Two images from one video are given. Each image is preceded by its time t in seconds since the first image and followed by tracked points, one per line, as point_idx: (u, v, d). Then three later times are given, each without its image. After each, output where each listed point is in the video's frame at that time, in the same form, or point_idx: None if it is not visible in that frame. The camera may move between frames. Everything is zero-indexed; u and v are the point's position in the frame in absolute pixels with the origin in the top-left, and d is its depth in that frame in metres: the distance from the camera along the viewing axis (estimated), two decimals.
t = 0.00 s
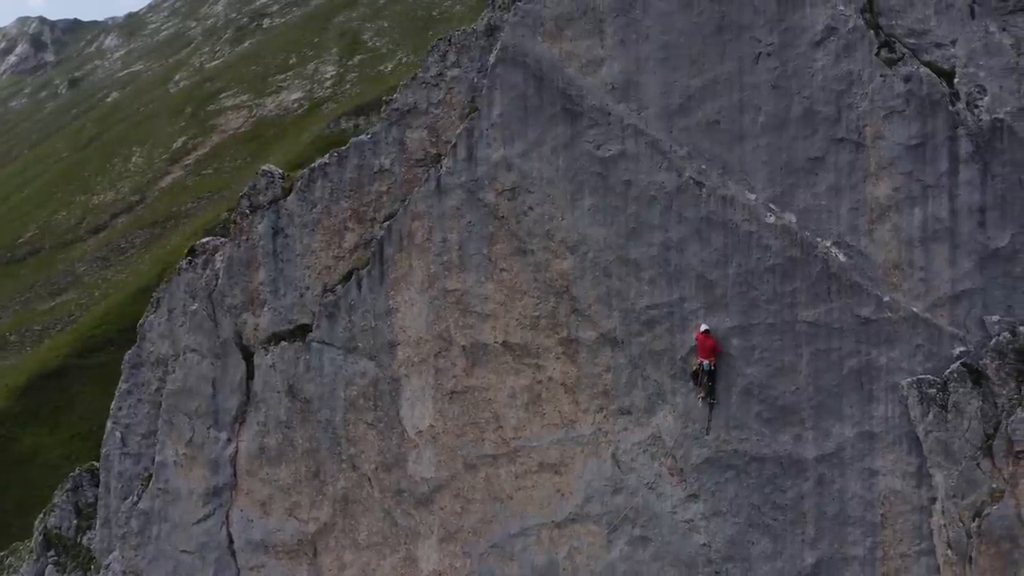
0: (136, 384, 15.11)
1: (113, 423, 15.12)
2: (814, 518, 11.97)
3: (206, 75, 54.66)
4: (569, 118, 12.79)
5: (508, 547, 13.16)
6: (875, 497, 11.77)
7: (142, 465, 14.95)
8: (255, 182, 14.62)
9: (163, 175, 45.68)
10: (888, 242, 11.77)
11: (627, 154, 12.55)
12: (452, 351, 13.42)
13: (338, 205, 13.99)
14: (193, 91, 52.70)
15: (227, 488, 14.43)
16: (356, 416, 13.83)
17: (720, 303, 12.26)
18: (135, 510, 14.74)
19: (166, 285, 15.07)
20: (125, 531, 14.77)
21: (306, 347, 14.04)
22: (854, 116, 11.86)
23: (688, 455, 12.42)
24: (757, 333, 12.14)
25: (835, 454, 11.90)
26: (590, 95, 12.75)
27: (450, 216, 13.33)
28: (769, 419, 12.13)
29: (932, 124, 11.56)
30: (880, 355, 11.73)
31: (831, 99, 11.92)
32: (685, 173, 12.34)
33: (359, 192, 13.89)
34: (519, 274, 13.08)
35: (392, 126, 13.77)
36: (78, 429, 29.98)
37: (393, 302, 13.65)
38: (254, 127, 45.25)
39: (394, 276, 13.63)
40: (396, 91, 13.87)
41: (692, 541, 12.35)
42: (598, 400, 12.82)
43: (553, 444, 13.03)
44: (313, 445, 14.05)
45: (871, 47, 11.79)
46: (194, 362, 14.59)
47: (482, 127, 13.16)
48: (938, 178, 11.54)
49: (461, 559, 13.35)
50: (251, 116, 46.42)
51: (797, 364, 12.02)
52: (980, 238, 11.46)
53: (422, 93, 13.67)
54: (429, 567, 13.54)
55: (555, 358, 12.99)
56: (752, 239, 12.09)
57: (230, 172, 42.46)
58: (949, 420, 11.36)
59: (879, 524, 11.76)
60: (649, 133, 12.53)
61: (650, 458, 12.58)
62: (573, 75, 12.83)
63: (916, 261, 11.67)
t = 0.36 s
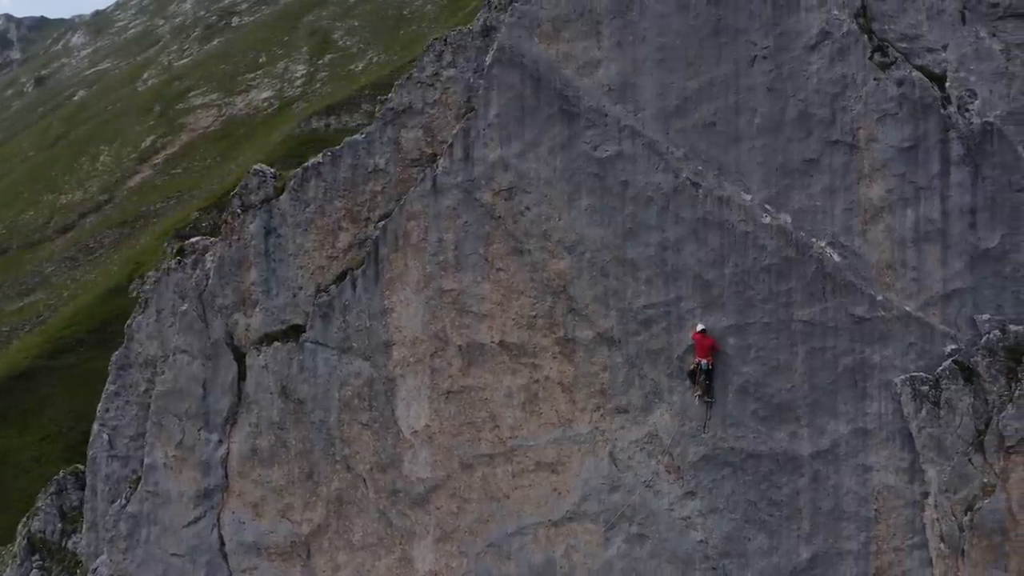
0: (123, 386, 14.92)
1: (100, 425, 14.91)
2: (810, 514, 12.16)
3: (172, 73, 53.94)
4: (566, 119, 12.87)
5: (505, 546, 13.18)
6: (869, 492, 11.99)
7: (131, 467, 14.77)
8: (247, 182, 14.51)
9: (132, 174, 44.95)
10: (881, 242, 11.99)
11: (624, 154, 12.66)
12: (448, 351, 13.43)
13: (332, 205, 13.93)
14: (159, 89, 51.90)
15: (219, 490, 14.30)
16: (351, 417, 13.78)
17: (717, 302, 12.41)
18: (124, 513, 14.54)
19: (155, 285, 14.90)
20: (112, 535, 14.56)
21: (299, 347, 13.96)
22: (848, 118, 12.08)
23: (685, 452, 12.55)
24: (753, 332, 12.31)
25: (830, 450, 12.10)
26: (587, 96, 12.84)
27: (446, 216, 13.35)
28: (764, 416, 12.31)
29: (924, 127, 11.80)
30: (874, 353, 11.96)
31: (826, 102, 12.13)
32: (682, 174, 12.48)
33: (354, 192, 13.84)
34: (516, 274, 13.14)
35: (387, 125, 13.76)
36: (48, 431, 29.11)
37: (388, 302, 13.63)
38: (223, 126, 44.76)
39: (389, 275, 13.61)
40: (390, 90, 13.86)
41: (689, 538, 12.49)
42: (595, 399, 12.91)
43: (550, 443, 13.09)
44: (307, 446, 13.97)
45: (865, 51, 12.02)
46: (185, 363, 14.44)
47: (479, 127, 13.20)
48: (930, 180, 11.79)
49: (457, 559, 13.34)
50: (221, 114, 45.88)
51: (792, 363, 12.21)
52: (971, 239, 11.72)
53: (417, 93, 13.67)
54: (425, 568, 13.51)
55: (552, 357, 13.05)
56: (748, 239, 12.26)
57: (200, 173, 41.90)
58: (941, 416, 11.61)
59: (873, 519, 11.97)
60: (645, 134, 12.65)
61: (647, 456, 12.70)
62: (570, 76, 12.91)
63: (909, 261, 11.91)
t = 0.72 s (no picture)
0: (109, 389, 14.71)
1: (84, 429, 14.69)
2: (802, 511, 12.35)
3: (137, 71, 53.16)
4: (561, 121, 12.94)
5: (499, 547, 13.19)
6: (860, 489, 12.20)
7: (116, 472, 14.56)
8: (237, 182, 14.45)
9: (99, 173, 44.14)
10: (872, 244, 12.22)
11: (618, 157, 12.76)
12: (442, 352, 13.43)
13: (324, 206, 13.86)
14: (124, 87, 50.98)
15: (208, 494, 14.15)
16: (343, 418, 13.72)
17: (711, 303, 12.56)
18: (109, 518, 14.33)
19: (141, 287, 14.70)
20: (98, 541, 14.34)
21: (290, 349, 13.87)
22: (839, 122, 12.30)
23: (680, 452, 12.68)
24: (746, 332, 12.47)
25: (822, 448, 12.30)
26: (582, 98, 12.92)
27: (440, 217, 13.34)
28: (758, 415, 12.48)
29: (914, 131, 12.06)
30: (865, 353, 12.18)
31: (818, 106, 12.34)
32: (676, 177, 12.60)
33: (346, 193, 13.79)
34: (510, 275, 13.17)
35: (380, 126, 13.73)
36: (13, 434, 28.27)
37: (381, 303, 13.59)
38: (190, 125, 44.20)
39: (382, 277, 13.57)
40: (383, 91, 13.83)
41: (684, 536, 12.62)
42: (590, 399, 12.99)
43: (545, 444, 13.14)
44: (298, 448, 13.88)
45: (856, 56, 12.25)
46: (172, 365, 14.27)
47: (473, 128, 13.22)
48: (919, 183, 12.05)
49: (451, 561, 13.31)
50: (187, 113, 45.31)
51: (784, 363, 12.39)
52: (959, 241, 11.98)
53: (410, 94, 13.66)
54: (418, 569, 13.46)
55: (547, 358, 13.11)
56: (742, 241, 12.42)
57: (167, 172, 41.31)
58: (931, 414, 11.86)
59: (864, 515, 12.18)
60: (639, 137, 12.76)
61: (642, 455, 12.81)
62: (565, 78, 12.98)
63: (899, 262, 12.15)
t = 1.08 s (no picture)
0: (93, 392, 14.48)
1: (68, 433, 14.44)
2: (794, 508, 12.55)
3: (101, 69, 52.33)
4: (555, 123, 13.01)
5: (493, 548, 13.20)
6: (850, 486, 12.41)
7: (101, 476, 14.35)
8: (225, 182, 14.20)
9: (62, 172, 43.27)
10: (861, 245, 12.46)
11: (612, 159, 12.86)
12: (435, 354, 13.42)
13: (315, 207, 13.78)
14: (86, 85, 50.10)
15: (196, 497, 14.00)
16: (335, 421, 13.65)
17: (704, 304, 12.71)
18: (95, 523, 14.13)
19: (126, 288, 14.49)
20: (82, 546, 14.13)
21: (280, 351, 13.76)
22: (829, 126, 12.53)
23: (673, 451, 12.82)
24: (739, 332, 12.64)
25: (814, 446, 12.50)
26: (575, 100, 13.00)
27: (434, 219, 13.33)
28: (750, 415, 12.66)
29: (902, 135, 12.32)
30: (855, 352, 12.40)
31: (808, 110, 12.56)
32: (669, 179, 12.73)
33: (338, 194, 13.72)
34: (503, 276, 13.20)
35: (372, 127, 13.69)
36: None
37: (373, 305, 13.54)
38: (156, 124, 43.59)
39: (374, 278, 13.52)
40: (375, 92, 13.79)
41: (677, 534, 12.75)
42: (584, 399, 13.07)
43: (539, 444, 13.18)
44: (289, 451, 13.78)
45: (846, 61, 12.49)
46: (159, 368, 14.08)
47: (467, 130, 13.25)
48: (908, 186, 12.31)
49: (445, 562, 13.30)
50: (152, 112, 44.67)
51: (776, 362, 12.58)
52: (946, 243, 12.25)
53: (403, 95, 13.65)
54: (411, 571, 13.42)
55: (541, 359, 13.17)
56: (734, 243, 12.58)
57: (133, 172, 40.69)
58: (920, 412, 12.11)
59: (854, 512, 12.40)
60: (633, 139, 12.87)
61: (635, 455, 12.92)
62: (559, 80, 13.05)
63: (888, 264, 12.40)
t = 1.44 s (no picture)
0: (78, 395, 14.24)
1: (51, 437, 14.19)
2: (786, 505, 12.75)
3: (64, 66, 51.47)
4: (549, 125, 13.09)
5: (488, 548, 13.23)
6: (841, 483, 12.62)
7: (87, 481, 14.15)
8: (214, 183, 14.03)
9: (25, 171, 42.48)
10: (851, 247, 12.69)
11: (606, 161, 12.97)
12: (428, 355, 13.41)
13: (306, 208, 13.70)
14: (49, 82, 49.21)
15: (185, 501, 13.85)
16: (327, 423, 13.58)
17: (697, 305, 12.84)
18: (81, 528, 13.95)
19: (111, 290, 14.28)
20: (68, 552, 13.95)
21: (271, 353, 13.67)
22: (820, 130, 12.75)
23: (667, 450, 12.95)
24: (731, 333, 12.80)
25: (805, 444, 12.70)
26: (569, 103, 13.07)
27: (427, 220, 13.33)
28: (742, 414, 12.83)
29: (891, 139, 12.57)
30: (845, 352, 12.61)
31: (799, 114, 12.78)
32: (663, 181, 12.86)
33: (329, 195, 13.66)
34: (497, 277, 13.24)
35: (364, 127, 13.67)
36: None
37: (366, 306, 13.50)
38: (122, 122, 42.97)
39: (367, 279, 13.48)
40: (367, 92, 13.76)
41: (671, 532, 12.88)
42: (578, 400, 13.15)
43: (533, 445, 13.24)
44: (280, 453, 13.68)
45: (836, 66, 12.74)
46: (147, 371, 13.90)
47: (461, 131, 13.28)
48: (896, 189, 12.57)
49: (439, 562, 13.30)
50: (118, 110, 44.02)
51: (768, 362, 12.76)
52: (933, 244, 12.52)
53: (395, 95, 13.64)
54: (405, 572, 13.39)
55: (535, 360, 13.22)
56: (727, 244, 12.74)
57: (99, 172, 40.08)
58: (909, 410, 12.35)
59: (845, 509, 12.61)
60: (626, 141, 12.97)
61: (629, 454, 13.02)
62: (552, 82, 13.12)
63: (877, 265, 12.64)
